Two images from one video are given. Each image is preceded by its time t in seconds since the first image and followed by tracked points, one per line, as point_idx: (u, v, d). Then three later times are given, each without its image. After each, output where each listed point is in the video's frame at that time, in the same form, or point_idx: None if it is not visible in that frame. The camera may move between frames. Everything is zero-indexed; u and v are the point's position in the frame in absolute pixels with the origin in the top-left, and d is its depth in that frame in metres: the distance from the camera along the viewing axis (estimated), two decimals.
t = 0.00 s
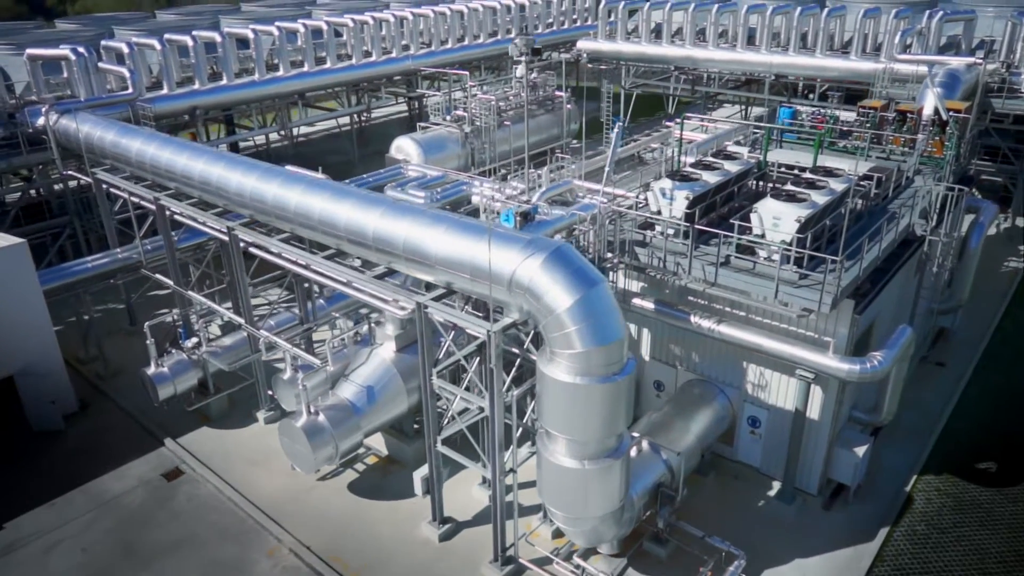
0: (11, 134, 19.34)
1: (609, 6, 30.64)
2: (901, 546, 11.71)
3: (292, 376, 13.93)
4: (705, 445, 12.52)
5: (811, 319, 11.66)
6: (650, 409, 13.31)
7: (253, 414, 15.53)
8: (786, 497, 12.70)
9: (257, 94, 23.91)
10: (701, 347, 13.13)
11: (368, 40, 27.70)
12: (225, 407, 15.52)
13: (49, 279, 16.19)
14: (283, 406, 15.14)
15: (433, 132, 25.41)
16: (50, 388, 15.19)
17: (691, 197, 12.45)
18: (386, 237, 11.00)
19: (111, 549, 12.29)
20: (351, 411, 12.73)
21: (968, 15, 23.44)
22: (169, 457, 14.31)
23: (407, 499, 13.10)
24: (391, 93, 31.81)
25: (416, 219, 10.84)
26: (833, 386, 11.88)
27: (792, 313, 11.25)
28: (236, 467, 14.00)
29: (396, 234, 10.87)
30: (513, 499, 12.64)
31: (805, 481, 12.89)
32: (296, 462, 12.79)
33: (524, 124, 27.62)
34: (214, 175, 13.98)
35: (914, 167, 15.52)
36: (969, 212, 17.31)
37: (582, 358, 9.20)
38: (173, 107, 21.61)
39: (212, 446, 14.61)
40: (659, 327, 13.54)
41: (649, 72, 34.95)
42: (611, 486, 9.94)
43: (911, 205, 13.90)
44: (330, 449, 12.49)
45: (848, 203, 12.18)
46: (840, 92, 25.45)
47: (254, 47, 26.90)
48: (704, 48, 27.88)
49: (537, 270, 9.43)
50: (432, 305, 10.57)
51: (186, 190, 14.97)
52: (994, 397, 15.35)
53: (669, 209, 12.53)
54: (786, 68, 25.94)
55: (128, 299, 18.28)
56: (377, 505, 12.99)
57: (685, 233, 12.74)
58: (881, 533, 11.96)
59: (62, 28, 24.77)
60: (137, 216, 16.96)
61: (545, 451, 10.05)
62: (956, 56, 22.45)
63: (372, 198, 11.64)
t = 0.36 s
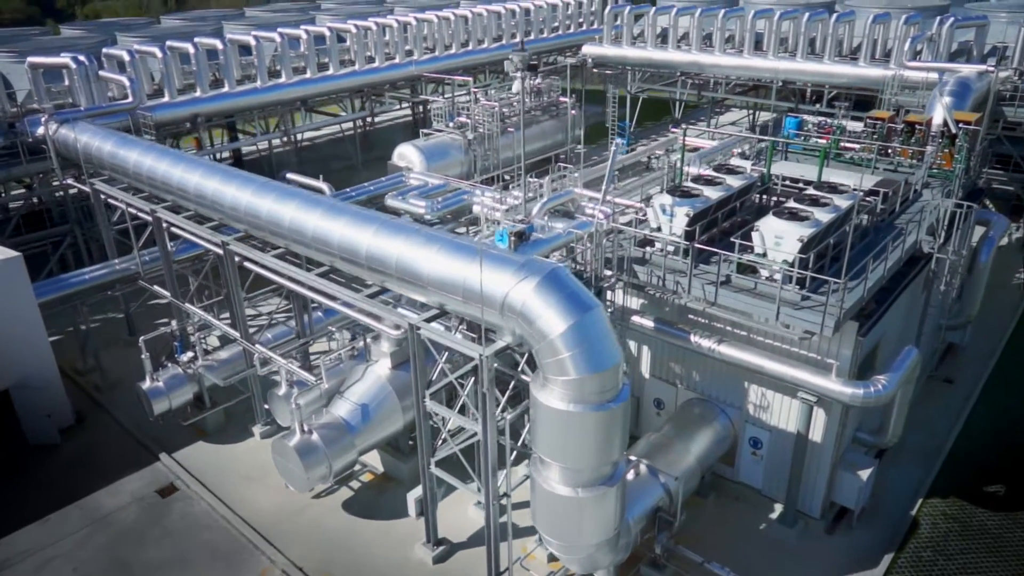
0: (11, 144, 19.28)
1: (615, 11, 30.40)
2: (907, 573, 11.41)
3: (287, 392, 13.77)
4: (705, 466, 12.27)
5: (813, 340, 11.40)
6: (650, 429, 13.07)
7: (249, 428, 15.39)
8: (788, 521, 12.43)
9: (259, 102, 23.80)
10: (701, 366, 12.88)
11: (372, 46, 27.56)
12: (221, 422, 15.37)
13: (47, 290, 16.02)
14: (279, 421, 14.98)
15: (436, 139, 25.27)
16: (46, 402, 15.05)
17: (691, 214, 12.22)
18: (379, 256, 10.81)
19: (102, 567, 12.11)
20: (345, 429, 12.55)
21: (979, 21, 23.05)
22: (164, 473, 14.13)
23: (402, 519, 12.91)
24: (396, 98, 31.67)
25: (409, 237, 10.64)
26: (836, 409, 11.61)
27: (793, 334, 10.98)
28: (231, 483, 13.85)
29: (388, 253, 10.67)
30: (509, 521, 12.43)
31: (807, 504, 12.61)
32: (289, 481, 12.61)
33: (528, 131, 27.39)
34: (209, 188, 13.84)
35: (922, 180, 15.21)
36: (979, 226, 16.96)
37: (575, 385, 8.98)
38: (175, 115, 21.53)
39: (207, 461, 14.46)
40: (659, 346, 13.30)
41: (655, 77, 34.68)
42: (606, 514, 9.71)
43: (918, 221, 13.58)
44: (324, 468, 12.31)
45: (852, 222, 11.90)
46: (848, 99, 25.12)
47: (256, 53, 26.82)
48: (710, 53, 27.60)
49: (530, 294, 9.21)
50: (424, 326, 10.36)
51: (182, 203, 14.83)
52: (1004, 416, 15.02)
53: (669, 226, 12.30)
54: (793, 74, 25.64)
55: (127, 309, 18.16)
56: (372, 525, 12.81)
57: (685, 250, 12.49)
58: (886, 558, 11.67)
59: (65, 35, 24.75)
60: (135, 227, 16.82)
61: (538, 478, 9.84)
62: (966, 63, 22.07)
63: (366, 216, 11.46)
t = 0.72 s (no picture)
0: (10, 153, 19.22)
1: (620, 16, 30.16)
2: None
3: (280, 408, 13.60)
4: (702, 490, 12.01)
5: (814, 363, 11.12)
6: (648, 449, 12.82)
7: (243, 443, 15.24)
8: (788, 545, 12.15)
9: (261, 109, 23.68)
10: (701, 386, 12.62)
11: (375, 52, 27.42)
12: (215, 436, 15.23)
13: (42, 302, 15.88)
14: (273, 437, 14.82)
15: (438, 146, 25.09)
16: (40, 416, 14.96)
17: (691, 231, 11.95)
18: (369, 275, 10.62)
19: None
20: (337, 449, 12.37)
21: (990, 29, 22.66)
22: (156, 489, 14.00)
23: (394, 540, 12.71)
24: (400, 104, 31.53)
25: (400, 257, 10.45)
26: (837, 433, 11.33)
27: (793, 358, 10.70)
28: (223, 500, 13.71)
29: (379, 273, 10.48)
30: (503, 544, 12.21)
31: (808, 529, 12.32)
32: (281, 500, 12.43)
33: (532, 138, 27.17)
34: (203, 202, 13.70)
35: (929, 195, 14.98)
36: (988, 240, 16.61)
37: (566, 413, 8.76)
38: (175, 123, 21.45)
39: (200, 477, 14.33)
40: (658, 365, 13.05)
41: (661, 82, 34.41)
42: (598, 543, 9.47)
43: (924, 237, 13.27)
44: (315, 488, 12.12)
45: (855, 241, 11.63)
46: (856, 107, 24.79)
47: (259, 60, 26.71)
48: (717, 60, 27.31)
49: (520, 318, 9.00)
50: (414, 349, 10.15)
51: (176, 216, 14.70)
52: (1012, 436, 14.67)
53: (667, 244, 12.06)
54: (800, 82, 25.33)
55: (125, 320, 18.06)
56: (364, 545, 12.62)
57: (684, 268, 12.24)
58: None
59: (68, 42, 24.72)
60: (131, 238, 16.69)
61: (529, 505, 9.61)
62: (977, 72, 21.71)
63: (357, 233, 11.28)
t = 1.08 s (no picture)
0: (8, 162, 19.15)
1: (626, 22, 29.87)
2: None
3: (272, 426, 13.43)
4: (698, 514, 11.76)
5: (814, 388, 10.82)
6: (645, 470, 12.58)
7: (237, 459, 15.09)
8: (786, 572, 11.87)
9: (261, 117, 23.54)
10: (698, 407, 12.36)
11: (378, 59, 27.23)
12: (209, 452, 15.09)
13: (37, 315, 15.67)
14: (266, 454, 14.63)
15: (440, 154, 24.90)
16: (32, 430, 14.85)
17: (688, 250, 11.67)
18: (357, 296, 10.43)
19: None
20: (327, 469, 12.19)
21: (1000, 37, 22.25)
22: (147, 506, 13.87)
23: (384, 562, 12.51)
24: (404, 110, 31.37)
25: (388, 278, 10.26)
26: (837, 459, 11.05)
27: (791, 383, 10.43)
28: (214, 518, 13.56)
29: (367, 294, 10.28)
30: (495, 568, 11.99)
31: (807, 554, 12.03)
32: (270, 521, 12.26)
33: (534, 146, 26.93)
34: (195, 216, 13.55)
35: (936, 210, 14.67)
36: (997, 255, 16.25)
37: (555, 443, 8.55)
38: (175, 131, 21.35)
39: (192, 493, 14.19)
40: (655, 385, 12.80)
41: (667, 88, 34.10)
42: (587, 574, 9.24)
43: (929, 255, 12.95)
44: (304, 509, 11.94)
45: (856, 261, 11.35)
46: (863, 116, 24.43)
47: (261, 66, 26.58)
48: (723, 67, 26.99)
49: (509, 344, 8.78)
50: (402, 372, 9.92)
51: (169, 229, 14.55)
52: (1020, 458, 14.32)
53: (665, 263, 11.80)
54: (807, 89, 24.98)
55: (121, 331, 17.96)
56: (354, 567, 12.43)
57: (681, 288, 11.99)
58: None
59: (70, 49, 24.66)
60: (127, 249, 16.60)
61: (518, 535, 9.38)
62: (986, 82, 21.32)
63: (347, 252, 11.09)
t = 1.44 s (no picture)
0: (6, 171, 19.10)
1: (631, 28, 29.61)
2: None
3: (262, 443, 13.25)
4: (693, 539, 11.49)
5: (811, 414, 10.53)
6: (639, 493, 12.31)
7: (229, 474, 14.94)
8: None
9: (262, 125, 23.42)
10: (694, 429, 12.09)
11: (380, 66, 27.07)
12: (200, 467, 14.94)
13: (30, 327, 15.59)
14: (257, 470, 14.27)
15: (441, 162, 24.71)
16: (23, 444, 14.75)
17: (683, 270, 11.41)
18: (343, 316, 10.24)
19: None
20: (315, 490, 11.99)
21: (1011, 45, 21.84)
22: (137, 523, 13.73)
23: None
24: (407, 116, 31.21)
25: (374, 299, 10.06)
26: (835, 486, 10.76)
27: (787, 409, 10.14)
28: (203, 536, 13.40)
29: (352, 315, 10.09)
30: None
31: None
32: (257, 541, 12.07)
33: (536, 153, 26.65)
34: (186, 230, 13.41)
35: (941, 226, 14.35)
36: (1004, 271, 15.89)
37: (540, 474, 8.31)
38: (173, 140, 21.25)
39: (182, 510, 14.03)
40: (650, 405, 12.54)
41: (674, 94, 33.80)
42: None
43: (932, 274, 12.63)
44: (291, 531, 11.73)
45: (856, 283, 11.07)
46: (870, 124, 24.06)
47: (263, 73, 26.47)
48: (728, 74, 26.69)
49: (493, 372, 8.55)
50: (386, 397, 9.71)
51: (161, 243, 14.42)
52: None
53: (660, 283, 11.55)
54: (814, 97, 24.64)
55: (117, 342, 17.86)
56: None
57: (677, 308, 11.74)
58: None
59: (72, 56, 24.63)
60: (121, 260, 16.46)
61: (503, 566, 9.15)
62: (997, 91, 20.94)
63: (334, 272, 10.90)
